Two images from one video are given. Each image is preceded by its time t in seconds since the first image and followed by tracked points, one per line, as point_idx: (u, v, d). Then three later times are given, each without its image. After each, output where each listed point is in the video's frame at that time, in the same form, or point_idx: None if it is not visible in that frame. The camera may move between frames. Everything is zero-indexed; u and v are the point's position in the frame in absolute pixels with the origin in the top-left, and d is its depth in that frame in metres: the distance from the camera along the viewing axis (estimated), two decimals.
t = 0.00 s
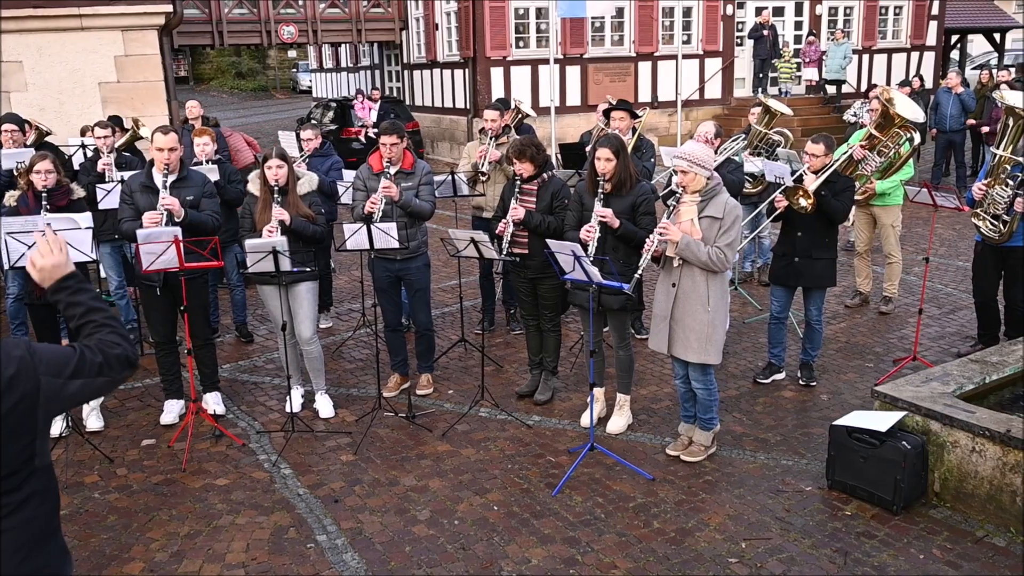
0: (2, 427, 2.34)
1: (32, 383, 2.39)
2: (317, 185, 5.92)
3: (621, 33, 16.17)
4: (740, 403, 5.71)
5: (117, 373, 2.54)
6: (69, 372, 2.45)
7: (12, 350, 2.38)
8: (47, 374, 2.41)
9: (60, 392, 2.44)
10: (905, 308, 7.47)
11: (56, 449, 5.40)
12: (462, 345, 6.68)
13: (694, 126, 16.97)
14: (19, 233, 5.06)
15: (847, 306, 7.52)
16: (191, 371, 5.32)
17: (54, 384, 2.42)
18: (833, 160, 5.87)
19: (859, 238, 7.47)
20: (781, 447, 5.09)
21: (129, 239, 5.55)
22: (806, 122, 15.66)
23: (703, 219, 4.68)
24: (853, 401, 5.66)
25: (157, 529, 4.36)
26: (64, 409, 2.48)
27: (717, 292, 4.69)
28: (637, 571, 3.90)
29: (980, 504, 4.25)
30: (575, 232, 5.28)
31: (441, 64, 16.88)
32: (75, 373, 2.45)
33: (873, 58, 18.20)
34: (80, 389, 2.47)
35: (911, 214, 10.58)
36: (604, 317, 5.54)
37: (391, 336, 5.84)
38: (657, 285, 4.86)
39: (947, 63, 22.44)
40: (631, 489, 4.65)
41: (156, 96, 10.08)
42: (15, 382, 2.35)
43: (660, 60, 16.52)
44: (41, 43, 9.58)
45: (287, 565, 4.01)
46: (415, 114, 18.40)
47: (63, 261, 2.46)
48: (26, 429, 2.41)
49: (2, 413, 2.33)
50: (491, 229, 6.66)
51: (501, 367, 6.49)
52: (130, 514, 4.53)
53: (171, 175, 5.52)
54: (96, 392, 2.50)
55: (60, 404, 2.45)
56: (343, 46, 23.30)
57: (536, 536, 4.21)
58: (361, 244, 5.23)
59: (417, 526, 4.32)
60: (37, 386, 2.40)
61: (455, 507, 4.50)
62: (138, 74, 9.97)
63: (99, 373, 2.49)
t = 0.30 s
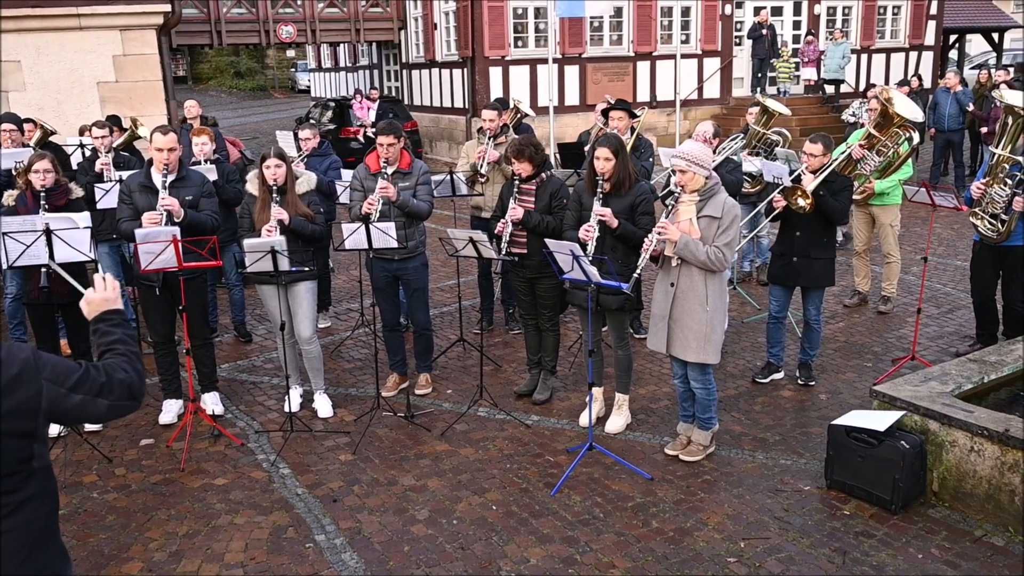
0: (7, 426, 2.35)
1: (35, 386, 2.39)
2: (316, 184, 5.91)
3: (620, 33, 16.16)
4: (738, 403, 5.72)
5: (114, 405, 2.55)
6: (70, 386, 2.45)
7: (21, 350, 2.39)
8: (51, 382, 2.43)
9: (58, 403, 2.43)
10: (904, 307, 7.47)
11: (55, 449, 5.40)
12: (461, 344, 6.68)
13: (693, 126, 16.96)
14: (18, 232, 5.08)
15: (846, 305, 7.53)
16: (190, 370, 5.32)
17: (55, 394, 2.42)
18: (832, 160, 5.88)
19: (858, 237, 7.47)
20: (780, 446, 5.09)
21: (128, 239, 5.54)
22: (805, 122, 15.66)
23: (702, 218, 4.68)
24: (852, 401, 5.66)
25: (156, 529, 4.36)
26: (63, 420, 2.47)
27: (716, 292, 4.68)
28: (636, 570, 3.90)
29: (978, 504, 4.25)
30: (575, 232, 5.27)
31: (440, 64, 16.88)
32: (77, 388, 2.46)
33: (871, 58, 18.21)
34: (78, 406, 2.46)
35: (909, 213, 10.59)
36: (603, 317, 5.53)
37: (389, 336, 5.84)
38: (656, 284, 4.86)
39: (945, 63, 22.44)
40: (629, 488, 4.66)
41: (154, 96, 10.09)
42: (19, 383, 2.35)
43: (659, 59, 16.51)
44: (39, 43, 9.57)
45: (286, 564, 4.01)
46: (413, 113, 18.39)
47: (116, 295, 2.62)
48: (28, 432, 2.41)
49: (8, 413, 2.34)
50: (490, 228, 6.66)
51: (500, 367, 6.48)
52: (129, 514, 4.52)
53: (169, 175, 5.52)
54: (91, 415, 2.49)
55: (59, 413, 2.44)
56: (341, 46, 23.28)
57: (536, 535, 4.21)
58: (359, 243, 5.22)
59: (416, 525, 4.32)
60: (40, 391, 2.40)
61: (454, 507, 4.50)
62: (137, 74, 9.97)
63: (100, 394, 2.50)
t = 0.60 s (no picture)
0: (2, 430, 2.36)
1: (30, 388, 2.39)
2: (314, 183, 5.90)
3: (619, 32, 16.15)
4: (737, 402, 5.72)
5: (108, 403, 2.57)
6: (66, 387, 2.46)
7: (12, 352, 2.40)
8: (45, 384, 2.43)
9: (55, 404, 2.44)
10: (902, 306, 7.48)
11: (53, 448, 5.39)
12: (460, 343, 6.68)
13: (692, 125, 16.97)
14: (15, 231, 5.07)
15: (844, 305, 7.54)
16: (188, 370, 5.32)
17: (51, 395, 2.43)
18: (830, 160, 5.88)
19: (856, 236, 7.47)
20: (779, 446, 5.10)
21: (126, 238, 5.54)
22: (804, 121, 15.67)
23: (700, 217, 4.68)
24: (851, 400, 5.67)
25: (154, 529, 4.36)
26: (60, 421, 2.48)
27: (714, 291, 4.69)
28: (635, 570, 3.90)
29: (976, 503, 4.25)
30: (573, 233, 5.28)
31: (439, 63, 16.87)
32: (73, 388, 2.47)
33: (870, 58, 18.22)
34: (74, 405, 2.47)
35: (908, 213, 10.59)
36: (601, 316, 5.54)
37: (387, 335, 5.84)
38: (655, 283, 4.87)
39: (944, 63, 22.44)
40: (628, 488, 4.66)
41: (152, 95, 10.09)
42: (12, 386, 2.36)
43: (658, 59, 16.51)
44: (37, 42, 9.55)
45: (285, 564, 4.01)
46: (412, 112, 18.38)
47: (73, 280, 2.55)
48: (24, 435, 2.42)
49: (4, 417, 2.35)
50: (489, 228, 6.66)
51: (498, 366, 6.49)
52: (127, 514, 4.52)
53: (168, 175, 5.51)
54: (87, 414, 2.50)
55: (55, 415, 2.45)
56: (340, 45, 23.27)
57: (534, 535, 4.21)
58: (358, 243, 5.21)
59: (415, 525, 4.32)
60: (36, 392, 2.41)
61: (453, 506, 4.50)
62: (135, 73, 9.96)
63: (95, 395, 2.52)
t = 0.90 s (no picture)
0: None
1: (25, 388, 2.40)
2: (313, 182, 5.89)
3: (618, 31, 16.15)
4: (736, 401, 5.72)
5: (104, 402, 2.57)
6: (62, 385, 2.46)
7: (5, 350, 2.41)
8: (40, 383, 2.43)
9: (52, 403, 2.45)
10: (901, 306, 7.48)
11: (52, 447, 5.39)
12: (459, 343, 6.68)
13: (691, 125, 16.97)
14: (14, 231, 5.07)
15: (843, 304, 7.54)
16: (187, 369, 5.31)
17: (47, 393, 2.44)
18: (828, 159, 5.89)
19: (856, 236, 7.47)
20: (777, 445, 5.10)
21: (125, 238, 5.53)
22: (803, 121, 15.67)
23: (698, 217, 4.68)
24: (850, 399, 5.67)
25: (153, 528, 4.35)
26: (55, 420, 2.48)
27: (713, 291, 4.69)
28: (633, 569, 3.91)
29: (975, 503, 4.26)
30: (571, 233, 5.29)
31: (438, 62, 16.87)
32: (68, 386, 2.47)
33: (869, 57, 18.22)
34: (70, 402, 2.47)
35: (908, 212, 10.59)
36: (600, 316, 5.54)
37: (386, 335, 5.84)
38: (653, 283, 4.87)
39: (943, 63, 22.44)
40: (627, 487, 4.66)
41: (152, 94, 10.08)
42: (7, 384, 2.37)
43: (658, 58, 16.51)
44: (36, 40, 9.53)
45: (283, 563, 4.01)
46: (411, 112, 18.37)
47: (65, 281, 2.54)
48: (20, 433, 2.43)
49: None
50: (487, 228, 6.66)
51: (498, 366, 6.49)
52: (126, 513, 4.52)
53: (167, 174, 5.51)
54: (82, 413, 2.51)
55: (51, 414, 2.46)
56: (339, 44, 23.27)
57: (533, 534, 4.21)
58: (358, 242, 5.21)
59: (413, 524, 4.32)
60: (31, 391, 2.41)
61: (452, 505, 4.51)
62: (134, 71, 9.95)
63: (90, 393, 2.52)
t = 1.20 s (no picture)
0: None
1: (24, 384, 2.40)
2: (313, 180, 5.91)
3: (618, 30, 16.14)
4: (736, 401, 5.72)
5: (102, 401, 2.57)
6: (60, 381, 2.47)
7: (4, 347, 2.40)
8: (39, 379, 2.43)
9: (51, 399, 2.45)
10: (901, 305, 7.48)
11: (51, 445, 5.38)
12: (459, 342, 6.67)
13: (691, 124, 16.96)
14: (15, 228, 5.07)
15: (843, 304, 7.54)
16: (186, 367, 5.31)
17: (46, 389, 2.44)
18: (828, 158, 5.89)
19: (856, 236, 7.46)
20: (777, 445, 5.10)
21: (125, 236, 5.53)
22: (803, 120, 15.66)
23: (698, 216, 4.67)
24: (849, 399, 5.67)
25: (153, 526, 4.35)
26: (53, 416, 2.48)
27: (714, 290, 4.69)
28: (633, 568, 3.91)
29: (974, 502, 4.26)
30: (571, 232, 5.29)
31: (439, 61, 16.85)
32: (67, 382, 2.48)
33: (870, 57, 18.20)
34: (69, 398, 2.48)
35: (908, 211, 10.58)
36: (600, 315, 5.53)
37: (386, 333, 5.84)
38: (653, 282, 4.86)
39: (944, 63, 22.41)
40: (627, 486, 4.66)
41: (152, 92, 10.07)
42: (6, 380, 2.37)
43: (658, 57, 16.50)
44: (37, 38, 9.54)
45: (283, 561, 4.01)
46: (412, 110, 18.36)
47: (61, 280, 2.53)
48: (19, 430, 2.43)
49: None
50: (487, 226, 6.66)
51: (498, 364, 6.49)
52: (125, 511, 4.52)
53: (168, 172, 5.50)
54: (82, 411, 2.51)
55: (50, 410, 2.46)
56: (339, 43, 23.25)
57: (533, 532, 4.21)
58: (357, 240, 5.22)
59: (413, 523, 4.32)
60: (29, 388, 2.41)
61: (452, 504, 4.50)
62: (134, 69, 9.94)
63: (89, 389, 2.52)
